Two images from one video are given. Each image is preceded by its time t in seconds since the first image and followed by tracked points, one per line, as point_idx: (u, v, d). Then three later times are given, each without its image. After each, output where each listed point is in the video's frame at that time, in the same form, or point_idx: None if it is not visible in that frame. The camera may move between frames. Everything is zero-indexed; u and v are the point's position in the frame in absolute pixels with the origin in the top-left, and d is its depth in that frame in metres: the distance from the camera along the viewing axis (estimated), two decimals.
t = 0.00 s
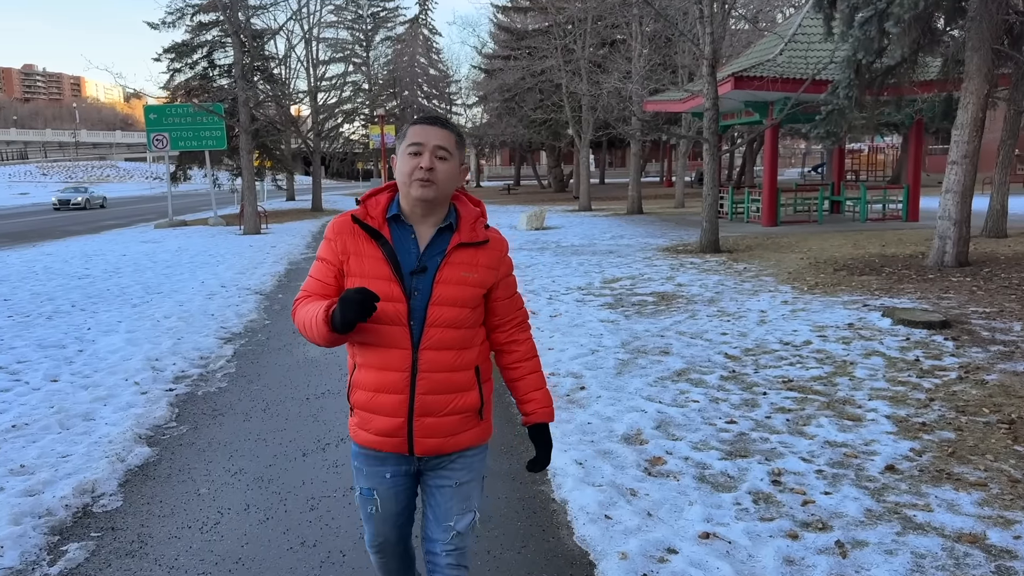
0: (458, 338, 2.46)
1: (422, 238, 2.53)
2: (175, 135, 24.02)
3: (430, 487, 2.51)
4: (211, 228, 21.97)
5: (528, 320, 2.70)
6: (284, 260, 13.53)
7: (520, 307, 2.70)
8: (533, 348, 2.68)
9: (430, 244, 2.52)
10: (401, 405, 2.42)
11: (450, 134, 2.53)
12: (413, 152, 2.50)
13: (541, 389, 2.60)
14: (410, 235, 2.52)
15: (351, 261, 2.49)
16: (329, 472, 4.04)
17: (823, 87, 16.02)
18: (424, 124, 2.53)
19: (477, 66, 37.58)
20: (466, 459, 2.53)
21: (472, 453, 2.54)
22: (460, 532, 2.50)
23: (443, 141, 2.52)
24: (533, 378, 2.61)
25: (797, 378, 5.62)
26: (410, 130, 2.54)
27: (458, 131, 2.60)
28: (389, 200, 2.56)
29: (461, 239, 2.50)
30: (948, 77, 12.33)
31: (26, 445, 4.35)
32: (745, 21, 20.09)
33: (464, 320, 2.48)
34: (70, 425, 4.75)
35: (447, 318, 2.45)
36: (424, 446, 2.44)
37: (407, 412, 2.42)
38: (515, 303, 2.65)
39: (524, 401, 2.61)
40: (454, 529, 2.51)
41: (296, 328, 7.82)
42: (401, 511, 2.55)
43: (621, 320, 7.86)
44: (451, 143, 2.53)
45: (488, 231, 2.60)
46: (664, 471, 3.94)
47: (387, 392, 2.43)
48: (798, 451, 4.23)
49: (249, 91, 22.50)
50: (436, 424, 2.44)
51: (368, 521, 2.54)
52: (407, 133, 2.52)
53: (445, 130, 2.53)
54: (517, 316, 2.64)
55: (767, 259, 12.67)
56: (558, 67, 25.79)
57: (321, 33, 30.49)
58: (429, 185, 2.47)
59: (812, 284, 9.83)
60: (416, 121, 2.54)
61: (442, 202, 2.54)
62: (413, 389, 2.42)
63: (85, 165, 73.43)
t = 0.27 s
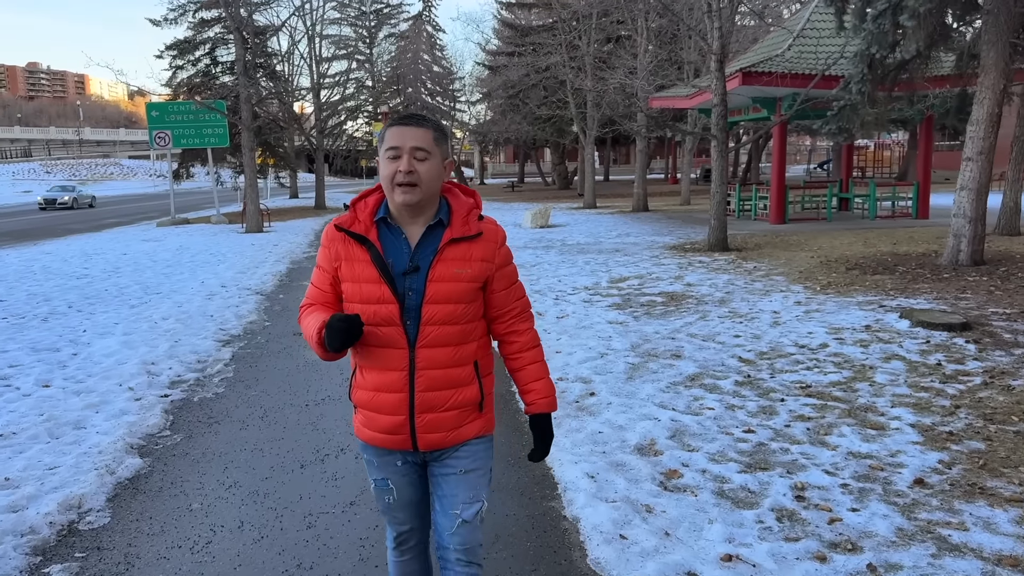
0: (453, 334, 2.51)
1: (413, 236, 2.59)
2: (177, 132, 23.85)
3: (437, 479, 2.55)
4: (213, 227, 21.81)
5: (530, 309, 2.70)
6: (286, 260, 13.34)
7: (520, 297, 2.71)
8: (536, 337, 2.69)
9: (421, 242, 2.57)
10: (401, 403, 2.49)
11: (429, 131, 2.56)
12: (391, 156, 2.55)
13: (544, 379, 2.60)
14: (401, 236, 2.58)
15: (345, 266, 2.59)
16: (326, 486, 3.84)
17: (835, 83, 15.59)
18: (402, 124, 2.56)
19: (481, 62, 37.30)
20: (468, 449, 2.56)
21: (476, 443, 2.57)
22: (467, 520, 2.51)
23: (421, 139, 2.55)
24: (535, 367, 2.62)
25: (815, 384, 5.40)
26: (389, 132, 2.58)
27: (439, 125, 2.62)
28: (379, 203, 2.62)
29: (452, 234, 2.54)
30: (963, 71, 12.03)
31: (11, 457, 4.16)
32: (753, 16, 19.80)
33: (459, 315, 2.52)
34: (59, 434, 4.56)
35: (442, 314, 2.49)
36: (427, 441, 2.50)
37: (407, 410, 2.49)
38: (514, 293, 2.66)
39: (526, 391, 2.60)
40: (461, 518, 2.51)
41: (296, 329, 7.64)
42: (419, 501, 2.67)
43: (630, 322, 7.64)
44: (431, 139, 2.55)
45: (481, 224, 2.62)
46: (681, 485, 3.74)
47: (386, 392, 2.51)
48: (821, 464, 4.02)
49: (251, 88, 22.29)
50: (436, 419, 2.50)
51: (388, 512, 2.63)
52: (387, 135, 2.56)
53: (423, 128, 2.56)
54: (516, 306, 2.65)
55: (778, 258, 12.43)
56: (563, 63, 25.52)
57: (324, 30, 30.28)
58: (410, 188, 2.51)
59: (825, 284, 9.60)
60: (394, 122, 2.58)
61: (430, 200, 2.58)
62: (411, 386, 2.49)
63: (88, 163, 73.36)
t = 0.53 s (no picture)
0: (460, 330, 2.47)
1: (420, 232, 2.57)
2: (178, 131, 23.73)
3: (465, 488, 2.53)
4: (214, 226, 21.70)
5: (544, 308, 2.62)
6: (286, 260, 13.20)
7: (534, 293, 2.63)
8: (550, 337, 2.59)
9: (427, 237, 2.55)
10: (408, 400, 2.47)
11: (433, 126, 2.51)
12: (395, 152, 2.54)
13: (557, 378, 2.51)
14: (408, 232, 2.57)
15: (355, 262, 2.60)
16: (323, 499, 3.69)
17: (842, 79, 15.40)
18: (406, 121, 2.55)
19: (483, 61, 37.12)
20: (488, 454, 2.53)
21: (491, 447, 2.54)
22: (504, 528, 2.53)
23: (424, 134, 2.51)
24: (550, 369, 2.53)
25: (830, 390, 5.24)
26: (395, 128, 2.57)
27: (446, 119, 2.57)
28: (389, 200, 2.62)
29: (458, 230, 2.50)
30: (973, 67, 11.85)
31: None
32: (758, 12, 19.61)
33: (464, 311, 2.47)
34: (48, 443, 4.40)
35: (447, 310, 2.46)
36: (435, 440, 2.46)
37: (414, 406, 2.47)
38: (526, 290, 2.59)
39: (541, 392, 2.53)
40: (498, 526, 2.54)
41: (296, 332, 7.49)
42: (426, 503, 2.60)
43: (637, 324, 7.48)
44: (433, 135, 2.51)
45: (490, 219, 2.57)
46: (694, 499, 3.57)
47: (394, 388, 2.50)
48: (841, 476, 3.85)
49: (252, 86, 22.16)
50: (443, 417, 2.46)
51: (395, 514, 2.56)
52: (391, 133, 2.56)
53: (427, 122, 2.52)
54: (527, 303, 2.58)
55: (785, 257, 12.27)
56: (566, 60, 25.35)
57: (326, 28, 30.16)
58: (411, 183, 2.49)
59: (834, 284, 9.44)
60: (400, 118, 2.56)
61: (435, 196, 2.55)
62: (417, 382, 2.47)
63: (90, 162, 73.39)
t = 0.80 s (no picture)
0: (479, 327, 2.47)
1: (442, 229, 2.57)
2: (176, 130, 23.56)
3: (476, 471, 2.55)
4: (212, 226, 21.54)
5: (562, 306, 2.59)
6: (283, 260, 13.03)
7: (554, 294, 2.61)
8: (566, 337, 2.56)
9: (450, 235, 2.55)
10: (426, 395, 2.47)
11: (457, 125, 2.52)
12: (419, 150, 2.55)
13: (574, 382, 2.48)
14: (430, 230, 2.58)
15: (378, 257, 2.61)
16: (311, 511, 3.50)
17: (847, 76, 15.20)
18: (432, 118, 2.56)
19: (483, 59, 36.91)
20: (500, 441, 2.56)
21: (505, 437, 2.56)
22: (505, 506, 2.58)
23: (448, 133, 2.51)
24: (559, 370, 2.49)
25: (840, 393, 5.05)
26: (421, 127, 2.58)
27: (472, 119, 2.58)
28: (415, 197, 2.63)
29: (480, 227, 2.50)
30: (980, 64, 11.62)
31: None
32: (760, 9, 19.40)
33: (483, 308, 2.46)
34: (28, 450, 4.23)
35: (467, 308, 2.46)
36: (453, 434, 2.46)
37: (433, 401, 2.47)
38: (546, 290, 2.57)
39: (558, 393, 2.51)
40: (498, 504, 2.60)
41: (290, 333, 7.32)
42: (440, 498, 2.51)
43: (639, 325, 7.30)
44: (457, 134, 2.51)
45: (512, 219, 2.57)
46: (702, 510, 3.39)
47: (413, 383, 2.50)
48: (855, 485, 3.67)
49: (250, 85, 21.98)
50: (462, 412, 2.46)
51: (408, 509, 2.47)
52: (418, 130, 2.57)
53: (452, 121, 2.52)
54: (546, 302, 2.55)
55: (789, 256, 12.09)
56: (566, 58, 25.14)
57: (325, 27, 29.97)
58: (433, 181, 2.49)
59: (840, 283, 9.27)
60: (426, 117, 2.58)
61: (458, 193, 2.55)
62: (436, 377, 2.46)
63: (90, 161, 73.43)
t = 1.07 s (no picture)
0: (478, 321, 2.42)
1: (441, 220, 2.52)
2: (173, 132, 23.38)
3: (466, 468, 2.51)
4: (208, 227, 21.36)
5: (563, 302, 2.54)
6: (278, 262, 12.84)
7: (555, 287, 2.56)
8: (565, 333, 2.50)
9: (449, 226, 2.50)
10: (422, 388, 2.44)
11: (457, 113, 2.45)
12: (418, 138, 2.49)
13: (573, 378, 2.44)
14: (430, 221, 2.52)
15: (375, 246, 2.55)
16: (293, 534, 3.30)
17: (851, 76, 14.98)
18: (432, 107, 2.49)
19: (483, 60, 36.68)
20: (492, 440, 2.51)
21: (504, 434, 2.53)
22: (492, 508, 2.52)
23: (447, 122, 2.45)
24: (557, 367, 2.44)
25: (849, 403, 4.86)
26: (420, 114, 2.52)
27: (472, 107, 2.51)
28: (414, 186, 2.57)
29: (479, 220, 2.44)
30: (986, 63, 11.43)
31: None
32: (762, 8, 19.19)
33: (482, 302, 2.42)
34: None
35: (464, 302, 2.42)
36: (448, 429, 2.42)
37: (427, 395, 2.42)
38: (546, 285, 2.52)
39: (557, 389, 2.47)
40: (486, 505, 2.54)
41: (282, 339, 7.13)
42: (427, 492, 2.49)
43: (640, 330, 7.10)
44: (456, 123, 2.45)
45: (512, 211, 2.52)
46: (707, 532, 3.20)
47: (410, 374, 2.46)
48: (869, 504, 3.47)
49: (247, 86, 21.79)
50: (458, 406, 2.42)
51: (395, 502, 2.46)
52: (417, 117, 2.50)
53: (451, 110, 2.46)
54: (545, 296, 2.50)
55: (792, 258, 11.89)
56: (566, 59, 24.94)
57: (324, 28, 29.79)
58: (432, 172, 2.43)
59: (845, 286, 9.07)
60: (428, 104, 2.52)
61: (457, 184, 2.49)
62: (432, 371, 2.42)
63: (89, 163, 73.30)
